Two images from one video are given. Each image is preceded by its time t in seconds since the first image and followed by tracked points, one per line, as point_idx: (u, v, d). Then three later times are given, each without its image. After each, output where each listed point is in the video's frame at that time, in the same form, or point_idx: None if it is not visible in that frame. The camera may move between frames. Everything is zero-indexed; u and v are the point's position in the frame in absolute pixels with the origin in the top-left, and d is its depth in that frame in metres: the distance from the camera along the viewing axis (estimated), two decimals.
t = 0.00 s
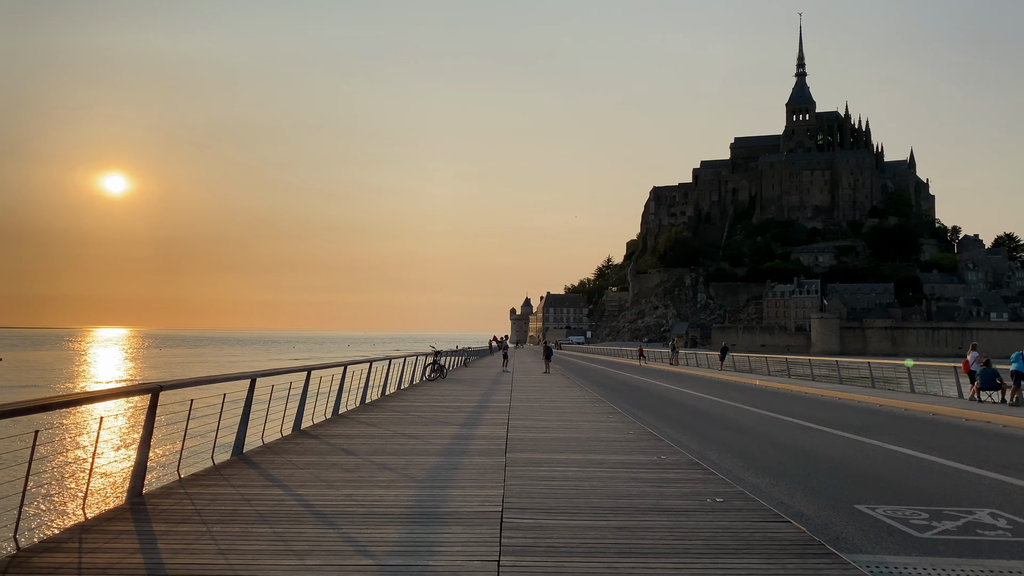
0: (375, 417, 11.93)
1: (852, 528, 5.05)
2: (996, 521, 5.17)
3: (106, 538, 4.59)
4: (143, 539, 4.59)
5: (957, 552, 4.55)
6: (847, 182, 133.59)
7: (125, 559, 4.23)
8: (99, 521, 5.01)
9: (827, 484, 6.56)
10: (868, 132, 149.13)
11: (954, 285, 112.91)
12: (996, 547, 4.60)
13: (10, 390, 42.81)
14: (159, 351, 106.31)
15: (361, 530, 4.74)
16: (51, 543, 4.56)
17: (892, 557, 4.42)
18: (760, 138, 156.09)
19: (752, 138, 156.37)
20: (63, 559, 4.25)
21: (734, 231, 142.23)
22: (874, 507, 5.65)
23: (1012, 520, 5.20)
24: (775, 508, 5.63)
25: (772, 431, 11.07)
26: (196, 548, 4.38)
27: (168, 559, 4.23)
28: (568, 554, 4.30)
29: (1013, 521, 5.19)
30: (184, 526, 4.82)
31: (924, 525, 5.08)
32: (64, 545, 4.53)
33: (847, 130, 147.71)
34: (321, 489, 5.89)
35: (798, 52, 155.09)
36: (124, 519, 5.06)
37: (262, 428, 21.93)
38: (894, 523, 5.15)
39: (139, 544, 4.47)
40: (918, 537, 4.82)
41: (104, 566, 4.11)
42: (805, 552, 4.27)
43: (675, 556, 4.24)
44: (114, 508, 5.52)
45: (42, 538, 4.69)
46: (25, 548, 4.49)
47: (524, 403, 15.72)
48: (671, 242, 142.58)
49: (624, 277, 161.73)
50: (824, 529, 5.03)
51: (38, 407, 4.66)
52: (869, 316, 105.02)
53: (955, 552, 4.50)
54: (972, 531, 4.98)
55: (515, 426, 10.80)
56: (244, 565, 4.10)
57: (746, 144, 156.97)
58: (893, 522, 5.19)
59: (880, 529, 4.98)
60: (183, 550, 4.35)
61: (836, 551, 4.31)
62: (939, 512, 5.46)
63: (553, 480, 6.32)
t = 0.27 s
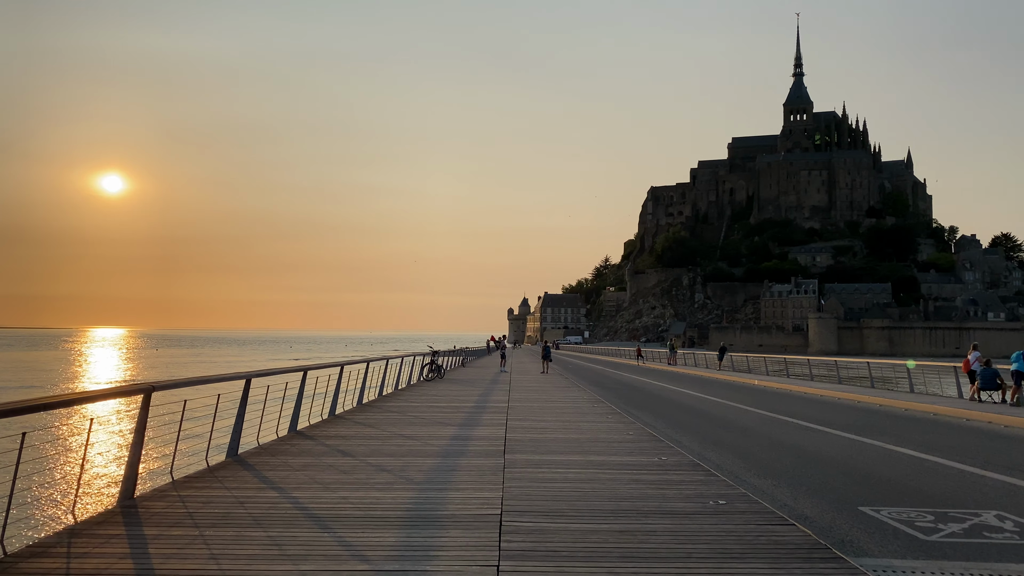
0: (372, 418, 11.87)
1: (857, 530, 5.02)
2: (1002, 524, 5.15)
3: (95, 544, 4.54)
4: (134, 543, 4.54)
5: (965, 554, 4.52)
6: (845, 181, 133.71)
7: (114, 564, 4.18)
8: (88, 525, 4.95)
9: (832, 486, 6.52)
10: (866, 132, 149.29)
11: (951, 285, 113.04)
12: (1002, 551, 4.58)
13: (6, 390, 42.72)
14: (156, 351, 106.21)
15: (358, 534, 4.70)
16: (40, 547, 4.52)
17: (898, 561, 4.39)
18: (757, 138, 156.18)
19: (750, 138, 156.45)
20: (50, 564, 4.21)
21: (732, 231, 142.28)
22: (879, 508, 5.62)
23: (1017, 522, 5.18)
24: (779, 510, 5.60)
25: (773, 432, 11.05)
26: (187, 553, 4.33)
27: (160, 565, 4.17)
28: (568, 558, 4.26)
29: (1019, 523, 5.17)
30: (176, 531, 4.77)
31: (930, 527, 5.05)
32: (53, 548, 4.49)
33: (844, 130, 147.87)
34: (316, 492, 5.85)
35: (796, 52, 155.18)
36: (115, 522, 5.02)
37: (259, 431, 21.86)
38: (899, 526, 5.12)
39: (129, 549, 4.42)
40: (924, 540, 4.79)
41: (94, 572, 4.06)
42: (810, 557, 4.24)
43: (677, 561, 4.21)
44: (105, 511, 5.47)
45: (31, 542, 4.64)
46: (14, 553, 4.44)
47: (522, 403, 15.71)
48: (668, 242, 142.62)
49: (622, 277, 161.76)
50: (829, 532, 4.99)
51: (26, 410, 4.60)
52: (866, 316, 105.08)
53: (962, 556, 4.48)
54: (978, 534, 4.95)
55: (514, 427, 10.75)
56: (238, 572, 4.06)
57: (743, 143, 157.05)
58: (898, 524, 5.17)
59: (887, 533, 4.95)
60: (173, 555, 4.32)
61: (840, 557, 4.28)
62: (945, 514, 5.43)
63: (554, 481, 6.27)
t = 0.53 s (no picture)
0: (367, 419, 11.82)
1: (859, 535, 4.97)
2: (1007, 528, 5.10)
3: (77, 550, 4.47)
4: (119, 551, 4.48)
5: (969, 561, 4.48)
6: (841, 181, 133.87)
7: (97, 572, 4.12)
8: (72, 531, 4.90)
9: (832, 488, 6.49)
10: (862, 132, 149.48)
11: (948, 285, 113.21)
12: (1008, 556, 4.53)
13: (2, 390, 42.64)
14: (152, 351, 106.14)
15: (349, 541, 4.65)
16: (21, 554, 4.46)
17: (904, 568, 4.34)
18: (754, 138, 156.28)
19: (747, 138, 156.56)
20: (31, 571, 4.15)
21: (729, 231, 142.38)
22: (880, 512, 5.59)
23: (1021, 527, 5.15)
24: (780, 513, 5.56)
25: (771, 432, 11.03)
26: (173, 560, 4.28)
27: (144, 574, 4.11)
28: (563, 566, 4.22)
29: None
30: (161, 538, 4.71)
31: (934, 532, 5.01)
32: (34, 556, 4.43)
33: (841, 130, 148.05)
34: (307, 495, 5.80)
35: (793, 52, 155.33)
36: (99, 528, 4.96)
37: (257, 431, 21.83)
38: (903, 530, 5.08)
39: (112, 557, 4.35)
40: (928, 546, 4.75)
41: None
42: (810, 565, 4.18)
43: (675, 568, 4.16)
44: (90, 517, 5.42)
45: (12, 549, 4.58)
46: None
47: (518, 404, 15.73)
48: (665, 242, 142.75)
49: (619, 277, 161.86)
50: (831, 537, 4.95)
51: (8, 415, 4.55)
52: (863, 316, 105.22)
53: (966, 563, 4.43)
54: (982, 538, 4.91)
55: (510, 428, 10.70)
56: None
57: (740, 143, 157.16)
58: (900, 528, 5.13)
59: (890, 538, 4.91)
60: (158, 563, 4.26)
61: (842, 564, 4.22)
62: (948, 518, 5.39)
63: (550, 486, 6.23)
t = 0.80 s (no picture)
0: (361, 421, 11.79)
1: (860, 541, 4.94)
2: (1011, 533, 5.07)
3: (57, 558, 4.43)
4: (102, 558, 4.43)
5: (974, 567, 4.44)
6: (837, 181, 134.08)
7: None
8: (54, 537, 4.85)
9: (832, 491, 6.46)
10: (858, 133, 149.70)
11: (943, 285, 113.46)
12: (1012, 561, 4.49)
13: None
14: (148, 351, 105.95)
15: (339, 547, 4.60)
16: None
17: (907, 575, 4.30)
18: (751, 139, 156.39)
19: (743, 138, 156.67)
20: None
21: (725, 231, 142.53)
22: (880, 516, 5.55)
23: None
24: (778, 517, 5.54)
25: (768, 434, 11.02)
26: (154, 571, 4.22)
27: None
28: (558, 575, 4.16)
29: None
30: (145, 545, 4.68)
31: (935, 537, 4.98)
32: (13, 564, 4.37)
33: (837, 130, 148.24)
34: (298, 500, 5.75)
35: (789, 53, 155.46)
36: (82, 535, 4.92)
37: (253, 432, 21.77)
38: (903, 534, 5.06)
39: (93, 565, 4.32)
40: (929, 550, 4.73)
41: None
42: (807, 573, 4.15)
43: None
44: (74, 522, 5.38)
45: None
46: None
47: (513, 404, 15.72)
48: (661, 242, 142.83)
49: (615, 277, 161.98)
50: (831, 543, 4.91)
51: None
52: (859, 316, 105.40)
53: (973, 569, 4.39)
54: (983, 542, 4.89)
55: (504, 430, 10.67)
56: None
57: (737, 143, 157.26)
58: (901, 533, 5.11)
59: (892, 543, 4.88)
60: (141, 570, 4.22)
61: (840, 570, 4.19)
62: (949, 522, 5.37)
63: (544, 489, 6.22)
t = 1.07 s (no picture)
0: (356, 421, 11.76)
1: (864, 544, 4.92)
2: (1017, 536, 5.05)
3: (44, 563, 4.38)
4: (90, 565, 4.38)
5: (981, 570, 4.42)
6: (833, 182, 134.35)
7: None
8: (41, 543, 4.79)
9: (835, 493, 6.43)
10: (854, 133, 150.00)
11: (938, 285, 113.75)
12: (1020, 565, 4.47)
13: None
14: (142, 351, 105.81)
15: (333, 552, 4.56)
16: None
17: None
18: (746, 139, 156.57)
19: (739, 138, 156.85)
20: None
21: (720, 231, 142.70)
22: (884, 519, 5.53)
23: None
24: (781, 519, 5.51)
25: (767, 434, 11.02)
26: None
27: None
28: None
29: None
30: (135, 550, 4.63)
31: (941, 540, 4.95)
32: None
33: (832, 130, 148.54)
34: (292, 504, 5.70)
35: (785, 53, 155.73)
36: (69, 539, 4.87)
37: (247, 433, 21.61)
38: (908, 537, 5.03)
39: (79, 571, 4.27)
40: (934, 554, 4.71)
41: None
42: None
43: None
44: (60, 527, 5.33)
45: None
46: None
47: (510, 404, 15.67)
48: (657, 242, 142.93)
49: (611, 277, 162.10)
50: (837, 546, 4.87)
51: None
52: (854, 316, 105.64)
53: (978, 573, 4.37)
54: (988, 546, 4.87)
55: (501, 431, 10.64)
56: None
57: (732, 144, 157.44)
58: (906, 536, 5.07)
59: (899, 547, 4.84)
60: None
61: None
62: (953, 524, 5.36)
63: (542, 492, 6.18)
